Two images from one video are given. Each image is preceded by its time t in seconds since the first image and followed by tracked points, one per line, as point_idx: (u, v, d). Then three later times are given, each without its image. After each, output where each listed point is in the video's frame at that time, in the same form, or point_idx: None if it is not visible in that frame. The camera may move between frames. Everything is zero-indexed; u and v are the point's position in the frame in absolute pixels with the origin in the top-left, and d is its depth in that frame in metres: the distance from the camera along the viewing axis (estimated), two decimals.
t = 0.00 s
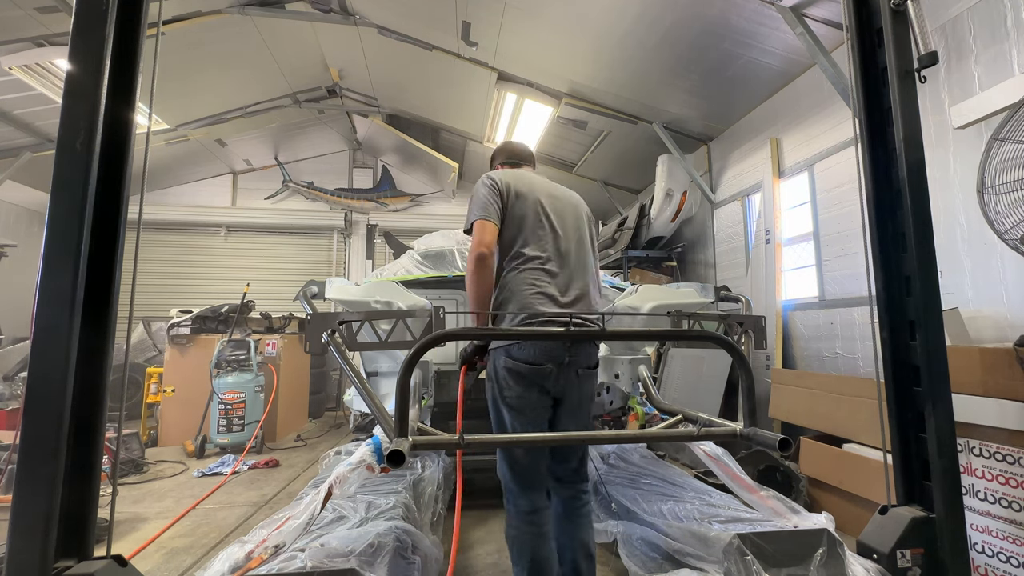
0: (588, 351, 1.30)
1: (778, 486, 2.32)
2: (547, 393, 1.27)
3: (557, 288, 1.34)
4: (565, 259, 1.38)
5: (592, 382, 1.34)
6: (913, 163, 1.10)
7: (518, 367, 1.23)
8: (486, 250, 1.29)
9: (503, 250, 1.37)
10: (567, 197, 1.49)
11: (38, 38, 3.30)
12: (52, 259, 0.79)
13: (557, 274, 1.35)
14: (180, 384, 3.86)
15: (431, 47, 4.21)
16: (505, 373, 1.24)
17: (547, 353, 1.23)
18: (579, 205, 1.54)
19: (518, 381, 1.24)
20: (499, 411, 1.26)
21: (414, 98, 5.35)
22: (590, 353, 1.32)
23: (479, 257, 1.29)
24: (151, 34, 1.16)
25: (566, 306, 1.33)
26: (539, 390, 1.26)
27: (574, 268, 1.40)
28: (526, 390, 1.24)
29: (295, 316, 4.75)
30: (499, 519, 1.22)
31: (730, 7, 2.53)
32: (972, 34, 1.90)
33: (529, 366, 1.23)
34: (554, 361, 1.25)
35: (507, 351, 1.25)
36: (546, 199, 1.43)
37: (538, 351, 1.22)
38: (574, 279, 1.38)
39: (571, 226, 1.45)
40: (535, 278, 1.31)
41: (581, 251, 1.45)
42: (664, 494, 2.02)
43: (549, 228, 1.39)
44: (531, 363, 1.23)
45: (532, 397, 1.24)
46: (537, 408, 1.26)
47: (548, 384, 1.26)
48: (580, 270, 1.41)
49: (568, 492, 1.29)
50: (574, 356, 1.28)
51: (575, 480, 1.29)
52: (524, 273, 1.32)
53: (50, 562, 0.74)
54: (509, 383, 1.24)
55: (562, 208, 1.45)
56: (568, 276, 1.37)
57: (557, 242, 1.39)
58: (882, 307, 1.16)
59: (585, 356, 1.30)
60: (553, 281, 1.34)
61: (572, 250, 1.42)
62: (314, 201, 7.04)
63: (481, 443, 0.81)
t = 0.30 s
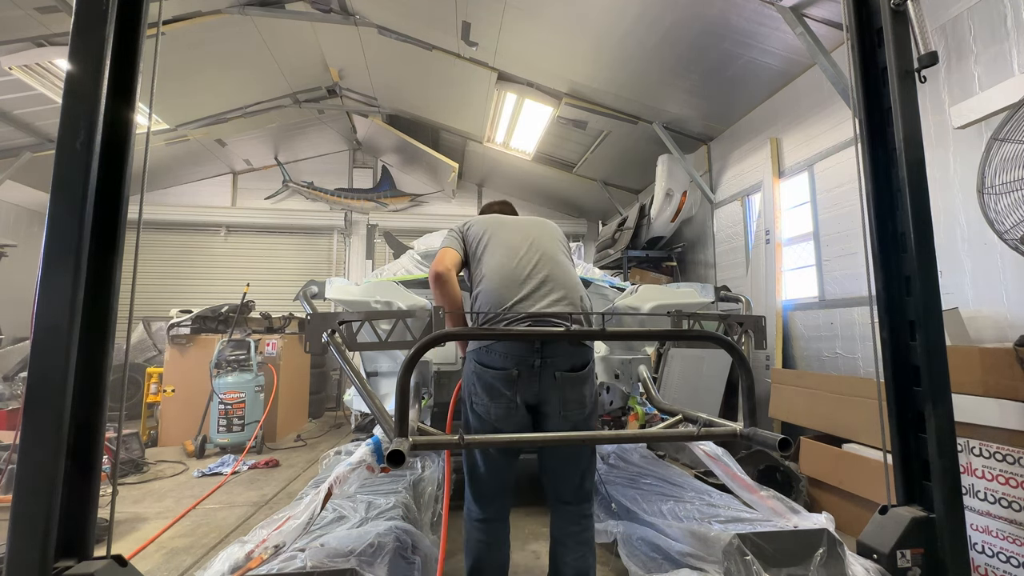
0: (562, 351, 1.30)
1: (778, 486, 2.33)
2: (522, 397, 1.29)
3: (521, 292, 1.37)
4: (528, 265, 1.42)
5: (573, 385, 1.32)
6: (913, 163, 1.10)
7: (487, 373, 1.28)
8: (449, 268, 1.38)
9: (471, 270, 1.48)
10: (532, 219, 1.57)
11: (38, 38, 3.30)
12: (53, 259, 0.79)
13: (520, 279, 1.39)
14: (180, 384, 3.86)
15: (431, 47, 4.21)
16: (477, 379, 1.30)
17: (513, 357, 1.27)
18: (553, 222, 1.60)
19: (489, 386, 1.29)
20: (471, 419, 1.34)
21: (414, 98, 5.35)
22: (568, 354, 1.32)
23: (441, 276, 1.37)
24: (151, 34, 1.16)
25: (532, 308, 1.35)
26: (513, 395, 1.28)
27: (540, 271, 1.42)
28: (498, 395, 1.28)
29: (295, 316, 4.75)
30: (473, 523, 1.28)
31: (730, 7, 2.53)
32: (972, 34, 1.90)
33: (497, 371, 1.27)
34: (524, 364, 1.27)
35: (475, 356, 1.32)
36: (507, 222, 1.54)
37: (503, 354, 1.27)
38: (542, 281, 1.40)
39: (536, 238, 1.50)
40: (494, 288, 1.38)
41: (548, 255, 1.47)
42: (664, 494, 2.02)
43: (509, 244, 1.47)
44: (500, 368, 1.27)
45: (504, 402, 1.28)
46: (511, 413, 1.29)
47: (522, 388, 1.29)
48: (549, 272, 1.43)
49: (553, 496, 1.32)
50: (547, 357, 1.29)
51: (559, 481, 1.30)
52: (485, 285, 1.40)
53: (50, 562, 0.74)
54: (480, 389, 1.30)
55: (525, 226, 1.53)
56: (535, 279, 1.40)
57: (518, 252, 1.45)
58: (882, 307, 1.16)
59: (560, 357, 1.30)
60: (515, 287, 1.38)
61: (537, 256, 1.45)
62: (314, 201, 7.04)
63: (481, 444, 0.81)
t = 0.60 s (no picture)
0: (553, 353, 1.30)
1: (778, 486, 2.33)
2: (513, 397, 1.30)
3: (522, 297, 1.38)
4: (532, 270, 1.44)
5: (566, 389, 1.31)
6: (913, 163, 1.10)
7: (478, 372, 1.30)
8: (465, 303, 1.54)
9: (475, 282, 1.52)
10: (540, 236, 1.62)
11: (38, 38, 3.30)
12: (53, 260, 0.79)
13: (522, 282, 1.41)
14: (180, 384, 3.86)
15: (431, 47, 4.21)
16: (468, 378, 1.32)
17: (502, 357, 1.27)
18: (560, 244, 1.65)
19: (480, 385, 1.30)
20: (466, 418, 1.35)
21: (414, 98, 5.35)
22: (560, 357, 1.31)
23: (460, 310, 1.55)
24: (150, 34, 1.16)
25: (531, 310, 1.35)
26: (503, 394, 1.29)
27: (542, 277, 1.44)
28: (488, 395, 1.29)
29: (295, 316, 4.76)
30: (472, 523, 1.29)
31: (730, 7, 2.53)
32: (972, 34, 1.90)
33: (488, 370, 1.28)
34: (513, 364, 1.28)
35: (467, 355, 1.33)
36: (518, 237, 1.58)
37: (493, 354, 1.27)
38: (543, 287, 1.42)
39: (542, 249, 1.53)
40: (496, 289, 1.39)
41: (552, 266, 1.49)
42: (664, 494, 2.02)
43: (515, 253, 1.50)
44: (489, 368, 1.28)
45: (495, 402, 1.29)
46: (502, 413, 1.30)
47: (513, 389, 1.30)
48: (551, 279, 1.44)
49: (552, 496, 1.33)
50: (538, 358, 1.29)
51: (559, 480, 1.31)
52: (487, 288, 1.42)
53: (50, 562, 0.74)
54: (472, 389, 1.31)
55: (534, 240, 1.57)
56: (535, 285, 1.41)
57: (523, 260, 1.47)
58: (882, 307, 1.16)
59: (550, 360, 1.30)
60: (515, 291, 1.39)
61: (540, 265, 1.47)
62: (314, 201, 7.03)
63: (481, 444, 0.81)
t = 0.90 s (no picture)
0: (553, 353, 1.29)
1: (778, 486, 2.33)
2: (514, 396, 1.30)
3: (521, 295, 1.38)
4: (530, 270, 1.44)
5: (566, 388, 1.31)
6: (913, 163, 1.10)
7: (477, 372, 1.30)
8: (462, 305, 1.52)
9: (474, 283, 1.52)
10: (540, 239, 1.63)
11: (38, 38, 3.30)
12: (53, 260, 0.79)
13: (521, 282, 1.41)
14: (180, 384, 3.86)
15: (431, 47, 4.21)
16: (468, 379, 1.32)
17: (503, 357, 1.27)
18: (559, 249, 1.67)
19: (480, 385, 1.30)
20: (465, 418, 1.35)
21: (414, 98, 5.35)
22: (560, 357, 1.30)
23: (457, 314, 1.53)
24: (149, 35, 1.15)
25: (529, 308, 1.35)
26: (504, 394, 1.30)
27: (541, 275, 1.44)
28: (488, 395, 1.29)
29: (295, 316, 4.76)
30: (471, 523, 1.29)
31: (730, 7, 2.53)
32: (972, 34, 1.90)
33: (488, 370, 1.29)
34: (514, 363, 1.28)
35: (466, 355, 1.34)
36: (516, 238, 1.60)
37: (493, 354, 1.27)
38: (541, 286, 1.42)
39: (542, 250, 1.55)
40: (495, 288, 1.40)
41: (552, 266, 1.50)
42: (664, 494, 2.02)
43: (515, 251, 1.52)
44: (489, 368, 1.28)
45: (495, 403, 1.29)
46: (503, 413, 1.30)
47: (513, 388, 1.30)
48: (550, 279, 1.44)
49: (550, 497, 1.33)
50: (538, 358, 1.29)
51: (558, 481, 1.30)
52: (486, 287, 1.42)
53: (50, 562, 0.74)
54: (471, 389, 1.32)
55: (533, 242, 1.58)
56: (534, 283, 1.42)
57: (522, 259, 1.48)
58: (882, 307, 1.16)
59: (550, 360, 1.30)
60: (515, 289, 1.39)
61: (539, 263, 1.48)
62: (314, 201, 7.03)
63: (480, 444, 0.81)
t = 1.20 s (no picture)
0: (554, 352, 1.29)
1: (778, 486, 2.33)
2: (514, 397, 1.30)
3: (521, 297, 1.38)
4: (529, 272, 1.44)
5: (567, 387, 1.31)
6: (913, 163, 1.10)
7: (479, 373, 1.27)
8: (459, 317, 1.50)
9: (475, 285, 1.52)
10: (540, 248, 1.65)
11: (38, 38, 3.30)
12: (54, 261, 0.79)
13: (518, 284, 1.40)
14: (180, 384, 3.86)
15: (431, 47, 4.21)
16: (469, 382, 1.30)
17: (506, 358, 1.26)
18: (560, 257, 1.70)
19: (481, 387, 1.28)
20: (465, 419, 1.33)
21: (414, 98, 5.35)
22: (561, 356, 1.30)
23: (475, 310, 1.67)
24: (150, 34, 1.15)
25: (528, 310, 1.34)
26: (505, 394, 1.28)
27: (540, 279, 1.44)
28: (489, 396, 1.28)
29: (295, 316, 4.76)
30: (471, 522, 1.29)
31: (730, 7, 2.53)
32: (972, 34, 1.90)
33: (489, 370, 1.27)
34: (515, 363, 1.27)
35: (466, 357, 1.31)
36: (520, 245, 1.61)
37: (496, 355, 1.26)
38: (537, 289, 1.41)
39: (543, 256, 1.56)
40: (495, 289, 1.40)
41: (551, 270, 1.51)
42: (664, 494, 2.02)
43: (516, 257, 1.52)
44: (490, 368, 1.27)
45: (496, 403, 1.28)
46: (503, 413, 1.29)
47: (514, 389, 1.29)
48: (544, 282, 1.44)
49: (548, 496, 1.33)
50: (539, 357, 1.29)
51: (556, 480, 1.30)
52: (486, 289, 1.42)
53: (51, 562, 0.74)
54: (473, 391, 1.29)
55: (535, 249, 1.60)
56: (533, 287, 1.41)
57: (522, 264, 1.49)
58: (882, 307, 1.16)
59: (551, 360, 1.30)
60: (513, 292, 1.39)
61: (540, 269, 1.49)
62: (314, 201, 7.03)
63: (480, 444, 0.81)
